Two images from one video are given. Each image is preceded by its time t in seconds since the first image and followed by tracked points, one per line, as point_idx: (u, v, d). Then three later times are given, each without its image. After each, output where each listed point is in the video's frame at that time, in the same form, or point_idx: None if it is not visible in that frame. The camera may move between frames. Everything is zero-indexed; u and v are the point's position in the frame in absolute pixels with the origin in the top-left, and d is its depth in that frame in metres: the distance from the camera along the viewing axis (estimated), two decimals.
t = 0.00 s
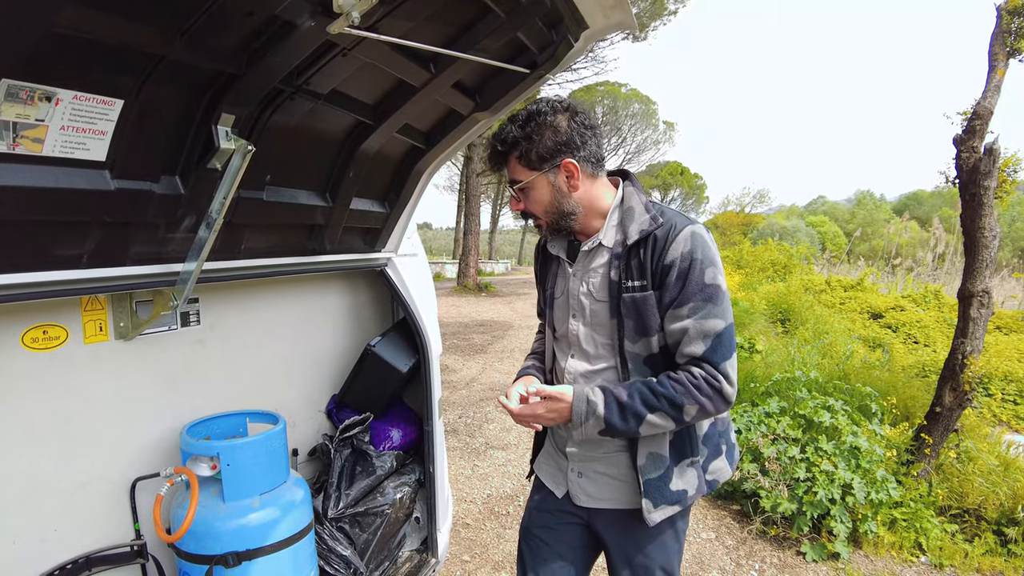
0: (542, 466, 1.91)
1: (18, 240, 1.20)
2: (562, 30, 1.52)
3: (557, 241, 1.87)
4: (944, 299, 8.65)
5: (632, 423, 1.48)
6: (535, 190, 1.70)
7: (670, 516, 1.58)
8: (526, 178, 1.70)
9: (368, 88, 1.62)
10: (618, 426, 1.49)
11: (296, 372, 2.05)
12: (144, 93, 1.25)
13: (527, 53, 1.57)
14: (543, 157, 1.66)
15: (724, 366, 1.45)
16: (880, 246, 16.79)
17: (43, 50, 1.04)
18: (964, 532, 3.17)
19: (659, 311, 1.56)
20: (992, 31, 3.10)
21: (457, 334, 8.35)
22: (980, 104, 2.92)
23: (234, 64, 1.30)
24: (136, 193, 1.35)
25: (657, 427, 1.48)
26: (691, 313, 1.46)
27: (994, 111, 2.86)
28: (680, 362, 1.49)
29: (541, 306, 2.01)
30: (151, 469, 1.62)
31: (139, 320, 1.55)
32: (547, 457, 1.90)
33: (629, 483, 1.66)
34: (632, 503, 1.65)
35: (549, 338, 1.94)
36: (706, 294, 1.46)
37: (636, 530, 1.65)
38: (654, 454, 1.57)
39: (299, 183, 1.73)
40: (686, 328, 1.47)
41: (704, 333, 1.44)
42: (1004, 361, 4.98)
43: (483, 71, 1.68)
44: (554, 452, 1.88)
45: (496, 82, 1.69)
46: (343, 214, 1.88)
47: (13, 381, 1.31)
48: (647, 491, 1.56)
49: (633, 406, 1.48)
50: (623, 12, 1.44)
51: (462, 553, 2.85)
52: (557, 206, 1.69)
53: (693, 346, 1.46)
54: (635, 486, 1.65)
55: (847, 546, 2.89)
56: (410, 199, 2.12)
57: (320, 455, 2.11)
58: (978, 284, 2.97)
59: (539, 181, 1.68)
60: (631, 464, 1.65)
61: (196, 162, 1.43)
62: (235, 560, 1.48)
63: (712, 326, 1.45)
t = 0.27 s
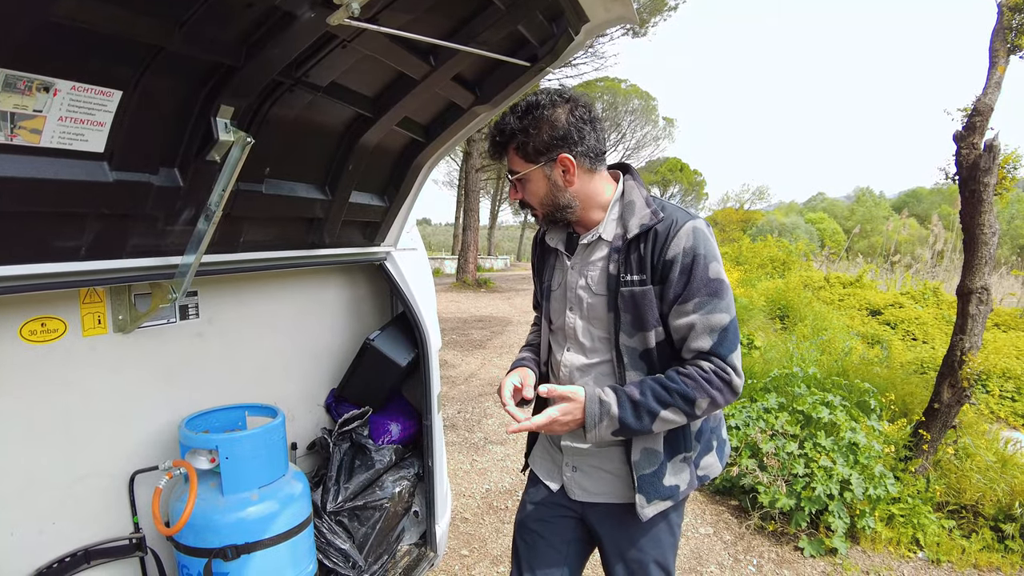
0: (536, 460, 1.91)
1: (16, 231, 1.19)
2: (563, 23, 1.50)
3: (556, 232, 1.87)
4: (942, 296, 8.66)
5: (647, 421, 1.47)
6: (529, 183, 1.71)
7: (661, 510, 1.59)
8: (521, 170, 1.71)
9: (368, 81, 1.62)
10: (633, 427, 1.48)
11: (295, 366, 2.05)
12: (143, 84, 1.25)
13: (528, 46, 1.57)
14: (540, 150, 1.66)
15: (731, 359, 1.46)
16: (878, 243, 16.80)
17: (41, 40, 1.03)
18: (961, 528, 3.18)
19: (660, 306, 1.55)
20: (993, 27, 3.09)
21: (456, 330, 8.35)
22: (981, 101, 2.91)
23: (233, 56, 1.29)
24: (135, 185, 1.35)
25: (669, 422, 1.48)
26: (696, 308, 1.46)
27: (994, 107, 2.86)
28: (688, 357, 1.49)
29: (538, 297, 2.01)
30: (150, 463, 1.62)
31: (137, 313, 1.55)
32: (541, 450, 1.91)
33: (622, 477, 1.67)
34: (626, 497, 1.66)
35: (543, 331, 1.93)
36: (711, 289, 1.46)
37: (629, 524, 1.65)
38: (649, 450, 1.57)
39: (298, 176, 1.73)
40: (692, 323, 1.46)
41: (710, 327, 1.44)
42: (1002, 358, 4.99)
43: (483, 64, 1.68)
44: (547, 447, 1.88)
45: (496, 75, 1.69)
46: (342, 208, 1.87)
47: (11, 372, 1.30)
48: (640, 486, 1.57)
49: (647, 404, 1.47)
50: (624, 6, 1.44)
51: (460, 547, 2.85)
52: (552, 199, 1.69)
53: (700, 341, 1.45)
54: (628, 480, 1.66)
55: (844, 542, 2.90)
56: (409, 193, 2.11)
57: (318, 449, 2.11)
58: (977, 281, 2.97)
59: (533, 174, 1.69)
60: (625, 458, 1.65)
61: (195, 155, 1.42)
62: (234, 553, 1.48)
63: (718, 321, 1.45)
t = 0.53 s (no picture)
0: (532, 454, 1.92)
1: (15, 227, 1.19)
2: (563, 19, 1.50)
3: (553, 228, 1.88)
4: (941, 293, 8.67)
5: (640, 419, 1.48)
6: (526, 180, 1.72)
7: (652, 508, 1.59)
8: (517, 167, 1.73)
9: (367, 77, 1.61)
10: (627, 425, 1.48)
11: (294, 362, 2.05)
12: (142, 80, 1.25)
13: (528, 42, 1.56)
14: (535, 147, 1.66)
15: (725, 359, 1.46)
16: (877, 241, 16.81)
17: (39, 35, 1.03)
18: (958, 525, 3.19)
19: (654, 304, 1.56)
20: (994, 24, 3.09)
21: (455, 326, 8.35)
22: (980, 98, 2.91)
23: (231, 51, 1.29)
24: (134, 181, 1.35)
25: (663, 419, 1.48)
26: (690, 307, 1.46)
27: (994, 105, 2.86)
28: (682, 355, 1.49)
29: (535, 292, 2.02)
30: (149, 458, 1.63)
31: (136, 308, 1.55)
32: (537, 445, 1.91)
33: (612, 472, 1.67)
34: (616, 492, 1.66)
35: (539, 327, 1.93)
36: (706, 289, 1.46)
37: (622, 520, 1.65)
38: (639, 448, 1.58)
39: (297, 172, 1.73)
40: (686, 323, 1.47)
41: (704, 327, 1.45)
42: (1000, 356, 4.99)
43: (483, 60, 1.67)
44: (542, 442, 1.89)
45: (496, 71, 1.68)
46: (341, 204, 1.87)
47: (10, 368, 1.30)
48: (630, 483, 1.57)
49: (640, 402, 1.47)
50: (624, 3, 1.42)
51: (459, 543, 2.86)
52: (549, 196, 1.70)
53: (694, 340, 1.46)
54: (618, 475, 1.66)
55: (842, 538, 2.91)
56: (408, 190, 2.11)
57: (317, 444, 2.12)
58: (975, 279, 2.97)
59: (529, 172, 1.70)
60: (615, 455, 1.65)
61: (194, 150, 1.42)
62: (233, 548, 1.49)
63: (712, 321, 1.45)
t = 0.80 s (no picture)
0: (531, 449, 1.91)
1: (15, 221, 1.19)
2: (564, 14, 1.51)
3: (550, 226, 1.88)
4: (940, 291, 8.69)
5: (633, 416, 1.48)
6: (522, 183, 1.73)
7: (649, 504, 1.60)
8: (512, 172, 1.73)
9: (368, 71, 1.61)
10: (619, 422, 1.48)
11: (295, 358, 2.05)
12: (142, 74, 1.24)
13: (529, 37, 1.56)
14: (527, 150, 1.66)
15: (720, 356, 1.45)
16: (877, 239, 16.82)
17: (39, 29, 1.02)
18: (957, 522, 3.20)
19: (649, 301, 1.55)
20: (995, 22, 3.08)
21: (455, 322, 8.35)
22: (982, 96, 2.91)
23: (232, 45, 1.29)
24: (135, 175, 1.35)
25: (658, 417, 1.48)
26: (685, 304, 1.46)
27: (995, 102, 2.86)
28: (675, 353, 1.49)
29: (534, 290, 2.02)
30: (149, 454, 1.63)
31: (136, 304, 1.55)
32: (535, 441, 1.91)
33: (609, 468, 1.67)
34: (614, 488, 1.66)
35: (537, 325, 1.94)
36: (700, 286, 1.45)
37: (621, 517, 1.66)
38: (636, 445, 1.58)
39: (298, 167, 1.72)
40: (680, 320, 1.46)
41: (698, 324, 1.44)
42: (1000, 354, 5.00)
43: (484, 55, 1.67)
44: (539, 438, 1.89)
45: (497, 67, 1.68)
46: (341, 199, 1.87)
47: (10, 363, 1.30)
48: (627, 479, 1.58)
49: (633, 400, 1.47)
50: None
51: (458, 538, 2.86)
52: (545, 197, 1.70)
53: (688, 337, 1.45)
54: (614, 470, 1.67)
55: (841, 535, 2.92)
56: (409, 186, 2.11)
57: (318, 440, 2.12)
58: (976, 276, 2.98)
59: (524, 175, 1.70)
60: (612, 450, 1.66)
61: (194, 145, 1.42)
62: (234, 544, 1.49)
63: (706, 318, 1.44)
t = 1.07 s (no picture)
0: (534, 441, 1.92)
1: (22, 212, 1.19)
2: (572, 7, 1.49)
3: (558, 218, 1.88)
4: (941, 286, 8.71)
5: (643, 404, 1.46)
6: (547, 163, 1.65)
7: (652, 495, 1.60)
8: (540, 150, 1.64)
9: (375, 62, 1.60)
10: (629, 410, 1.46)
11: (299, 350, 2.05)
12: (150, 64, 1.24)
13: (536, 28, 1.55)
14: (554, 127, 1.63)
15: (725, 346, 1.46)
16: (877, 234, 16.84)
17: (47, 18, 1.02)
18: (957, 516, 3.22)
19: (656, 291, 1.56)
20: (1000, 17, 3.08)
21: (456, 316, 8.35)
22: (986, 91, 2.91)
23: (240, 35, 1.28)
24: (142, 166, 1.34)
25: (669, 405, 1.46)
26: (692, 294, 1.46)
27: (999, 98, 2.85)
28: (682, 342, 1.49)
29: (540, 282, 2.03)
30: (155, 446, 1.63)
31: (142, 295, 1.55)
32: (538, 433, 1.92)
33: (615, 460, 1.68)
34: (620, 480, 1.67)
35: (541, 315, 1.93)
36: (707, 276, 1.46)
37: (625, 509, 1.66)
38: (637, 434, 1.58)
39: (304, 158, 1.72)
40: (687, 309, 1.46)
41: (705, 313, 1.44)
42: (1000, 349, 5.02)
43: (490, 47, 1.66)
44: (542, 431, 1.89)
45: (503, 58, 1.67)
46: (347, 191, 1.87)
47: (16, 354, 1.30)
48: (630, 470, 1.58)
49: (643, 387, 1.46)
50: None
51: (461, 531, 2.88)
52: (569, 178, 1.66)
53: (694, 326, 1.45)
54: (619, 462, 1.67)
55: (841, 529, 2.94)
56: (414, 178, 2.10)
57: (323, 432, 2.12)
58: (978, 272, 2.98)
59: (553, 153, 1.64)
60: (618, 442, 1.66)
61: (202, 135, 1.41)
62: (240, 535, 1.49)
63: (713, 308, 1.44)
